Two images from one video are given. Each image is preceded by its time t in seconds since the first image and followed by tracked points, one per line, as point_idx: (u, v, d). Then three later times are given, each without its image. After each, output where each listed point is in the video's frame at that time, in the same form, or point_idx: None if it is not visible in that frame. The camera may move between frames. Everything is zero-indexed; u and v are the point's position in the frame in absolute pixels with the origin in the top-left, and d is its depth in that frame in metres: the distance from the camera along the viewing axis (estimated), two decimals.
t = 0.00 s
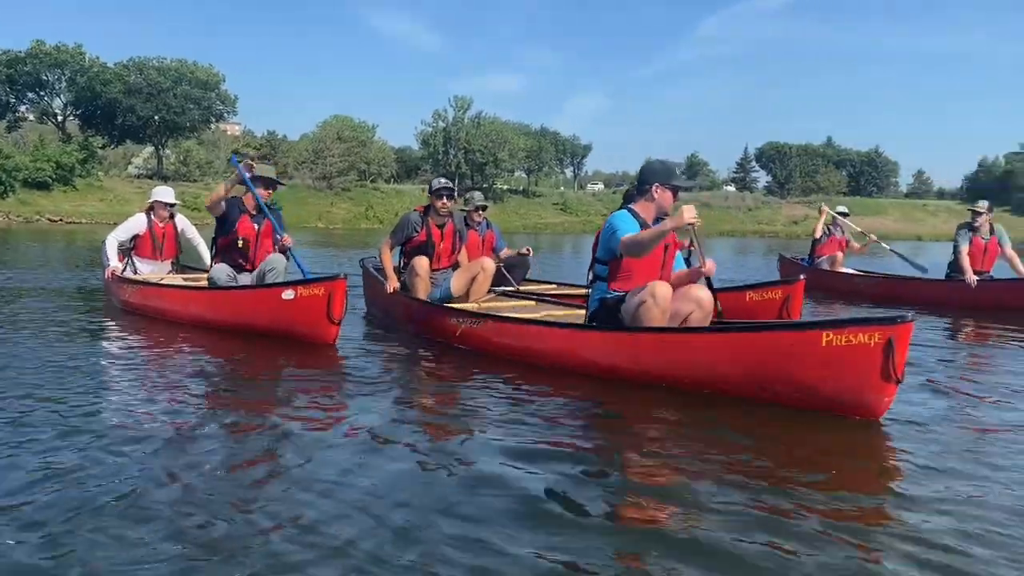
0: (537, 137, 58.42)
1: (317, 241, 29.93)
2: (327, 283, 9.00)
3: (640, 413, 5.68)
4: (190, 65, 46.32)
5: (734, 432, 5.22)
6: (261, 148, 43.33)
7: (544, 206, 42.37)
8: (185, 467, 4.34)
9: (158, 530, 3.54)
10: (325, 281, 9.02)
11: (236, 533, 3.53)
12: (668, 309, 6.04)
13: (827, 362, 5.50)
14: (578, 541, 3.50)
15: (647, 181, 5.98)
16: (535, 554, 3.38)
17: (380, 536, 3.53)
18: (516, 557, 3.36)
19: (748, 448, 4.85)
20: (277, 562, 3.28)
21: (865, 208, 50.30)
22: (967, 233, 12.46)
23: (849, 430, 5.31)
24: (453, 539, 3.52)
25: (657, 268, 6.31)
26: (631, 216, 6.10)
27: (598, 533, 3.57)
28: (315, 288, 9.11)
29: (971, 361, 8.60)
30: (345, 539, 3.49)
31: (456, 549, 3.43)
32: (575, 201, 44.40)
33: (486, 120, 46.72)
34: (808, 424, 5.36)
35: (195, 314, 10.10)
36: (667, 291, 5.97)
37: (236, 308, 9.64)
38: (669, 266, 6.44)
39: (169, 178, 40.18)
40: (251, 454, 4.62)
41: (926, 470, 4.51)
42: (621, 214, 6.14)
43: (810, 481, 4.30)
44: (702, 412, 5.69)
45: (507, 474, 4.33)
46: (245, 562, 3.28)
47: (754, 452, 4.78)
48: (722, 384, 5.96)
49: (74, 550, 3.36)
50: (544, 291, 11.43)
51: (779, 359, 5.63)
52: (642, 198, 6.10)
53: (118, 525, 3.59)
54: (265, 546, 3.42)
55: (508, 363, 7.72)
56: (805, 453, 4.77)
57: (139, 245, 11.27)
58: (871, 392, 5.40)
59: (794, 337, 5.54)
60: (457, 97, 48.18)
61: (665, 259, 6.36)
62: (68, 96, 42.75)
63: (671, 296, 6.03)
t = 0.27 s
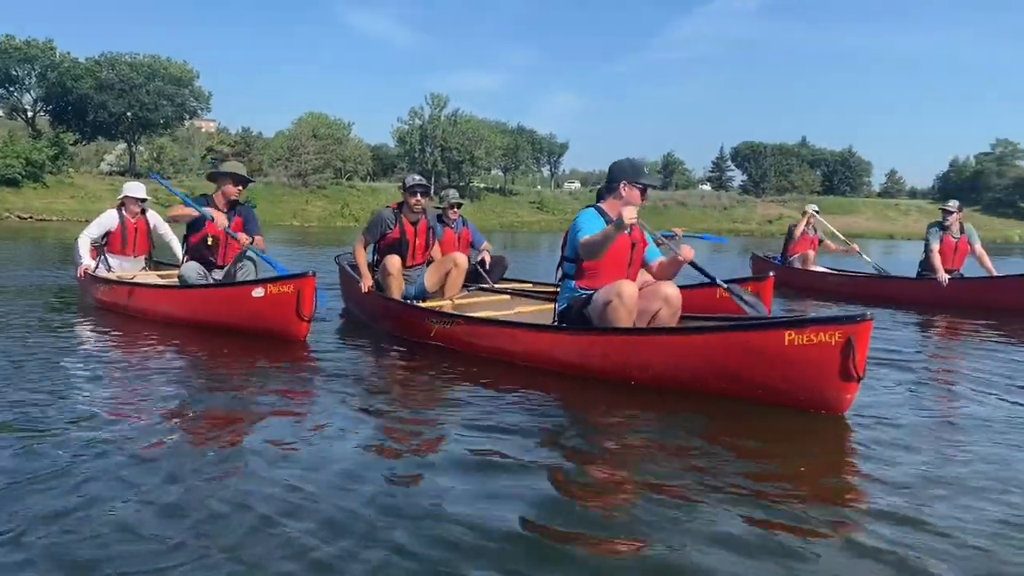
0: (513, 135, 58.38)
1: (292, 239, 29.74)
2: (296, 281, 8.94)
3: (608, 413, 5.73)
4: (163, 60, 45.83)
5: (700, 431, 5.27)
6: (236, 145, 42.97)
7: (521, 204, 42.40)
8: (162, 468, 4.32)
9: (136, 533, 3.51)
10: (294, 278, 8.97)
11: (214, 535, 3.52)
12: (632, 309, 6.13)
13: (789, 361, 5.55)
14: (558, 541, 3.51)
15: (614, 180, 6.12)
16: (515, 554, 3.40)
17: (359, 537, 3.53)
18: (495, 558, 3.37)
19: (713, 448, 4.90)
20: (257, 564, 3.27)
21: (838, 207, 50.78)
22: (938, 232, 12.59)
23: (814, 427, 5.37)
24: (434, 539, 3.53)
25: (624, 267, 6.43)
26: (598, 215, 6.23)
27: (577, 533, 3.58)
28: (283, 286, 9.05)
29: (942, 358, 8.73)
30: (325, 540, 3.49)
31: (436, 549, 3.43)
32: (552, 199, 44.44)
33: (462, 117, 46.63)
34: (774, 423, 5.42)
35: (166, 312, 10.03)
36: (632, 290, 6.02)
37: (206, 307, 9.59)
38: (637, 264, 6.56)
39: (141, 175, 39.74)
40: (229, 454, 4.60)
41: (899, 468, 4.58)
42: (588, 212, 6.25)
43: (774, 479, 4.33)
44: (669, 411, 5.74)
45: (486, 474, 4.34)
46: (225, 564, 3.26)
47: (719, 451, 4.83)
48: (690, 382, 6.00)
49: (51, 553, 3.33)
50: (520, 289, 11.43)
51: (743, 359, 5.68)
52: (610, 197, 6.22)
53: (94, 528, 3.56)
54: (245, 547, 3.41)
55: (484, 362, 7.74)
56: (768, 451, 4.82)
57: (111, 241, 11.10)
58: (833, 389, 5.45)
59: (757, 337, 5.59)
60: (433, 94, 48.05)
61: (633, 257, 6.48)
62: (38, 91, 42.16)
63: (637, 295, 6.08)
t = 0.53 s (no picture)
0: (497, 135, 58.42)
1: (274, 238, 29.63)
2: (274, 278, 8.98)
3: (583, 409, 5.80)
4: (143, 58, 45.53)
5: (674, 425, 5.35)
6: (217, 143, 42.76)
7: (504, 203, 42.45)
8: (147, 464, 4.33)
9: (123, 527, 3.54)
10: (273, 276, 8.99)
11: (201, 529, 3.54)
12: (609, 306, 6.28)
13: (760, 356, 5.62)
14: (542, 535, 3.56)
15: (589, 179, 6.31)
16: (500, 548, 3.44)
17: (346, 532, 3.57)
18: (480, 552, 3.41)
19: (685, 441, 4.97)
20: (244, 559, 3.30)
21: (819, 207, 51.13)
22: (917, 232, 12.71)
23: (785, 421, 5.44)
24: (419, 534, 3.57)
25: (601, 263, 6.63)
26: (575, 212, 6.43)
27: (560, 527, 3.64)
28: (262, 283, 9.08)
29: (919, 355, 8.85)
30: (311, 535, 3.52)
31: (422, 544, 3.47)
32: (535, 199, 44.50)
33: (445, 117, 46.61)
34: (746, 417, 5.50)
35: (146, 310, 10.02)
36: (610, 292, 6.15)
37: (185, 304, 9.61)
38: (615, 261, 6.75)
39: (122, 173, 39.45)
40: (214, 450, 4.62)
41: (877, 463, 4.66)
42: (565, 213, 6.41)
43: (745, 473, 4.41)
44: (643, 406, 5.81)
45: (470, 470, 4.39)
46: (211, 559, 3.29)
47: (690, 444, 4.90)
48: (665, 378, 6.08)
49: (36, 548, 3.35)
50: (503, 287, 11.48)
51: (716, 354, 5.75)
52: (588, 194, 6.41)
53: (81, 523, 3.58)
54: (232, 542, 3.43)
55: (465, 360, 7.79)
56: (739, 445, 4.90)
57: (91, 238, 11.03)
58: (803, 384, 5.52)
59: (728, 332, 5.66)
60: (416, 93, 48.01)
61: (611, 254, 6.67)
62: (16, 88, 41.75)
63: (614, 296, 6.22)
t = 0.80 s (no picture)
0: (486, 135, 58.42)
1: (262, 238, 29.54)
2: (259, 278, 8.99)
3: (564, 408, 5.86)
4: (129, 56, 45.31)
5: (652, 423, 5.41)
6: (205, 143, 42.60)
7: (493, 203, 42.46)
8: (128, 463, 4.32)
9: (105, 527, 3.53)
10: (257, 275, 9.01)
11: (182, 530, 3.53)
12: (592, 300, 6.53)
13: (736, 356, 5.66)
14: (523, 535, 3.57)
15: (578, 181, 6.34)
16: (482, 549, 3.45)
17: (328, 532, 3.56)
18: (461, 552, 3.42)
19: (662, 440, 5.04)
20: (225, 559, 3.30)
21: (807, 207, 51.34)
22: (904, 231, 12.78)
23: (761, 420, 5.49)
24: (401, 534, 3.57)
25: (587, 265, 6.74)
26: (564, 213, 6.50)
27: (542, 527, 3.65)
28: (246, 282, 9.08)
29: (903, 355, 8.91)
30: (293, 536, 3.52)
31: (404, 544, 3.48)
32: (524, 199, 44.53)
33: (434, 116, 46.57)
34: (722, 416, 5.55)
35: (130, 308, 10.01)
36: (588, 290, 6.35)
37: (170, 303, 9.59)
38: (601, 263, 6.84)
39: (108, 173, 39.24)
40: (197, 450, 4.61)
41: (858, 464, 4.69)
42: (554, 214, 6.46)
43: (719, 472, 4.45)
44: (622, 405, 5.88)
45: (453, 471, 4.40)
46: (191, 560, 3.28)
47: (668, 444, 4.96)
48: (644, 376, 6.13)
49: (24, 547, 3.35)
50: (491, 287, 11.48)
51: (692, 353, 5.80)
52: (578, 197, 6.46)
53: (61, 523, 3.57)
54: (213, 542, 3.43)
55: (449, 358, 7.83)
56: (714, 445, 4.95)
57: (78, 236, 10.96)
58: (778, 383, 5.57)
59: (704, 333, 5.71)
60: (404, 93, 47.95)
61: (596, 257, 6.76)
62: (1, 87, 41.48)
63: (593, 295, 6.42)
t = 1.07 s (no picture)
0: (479, 135, 58.44)
1: (254, 237, 29.50)
2: (246, 277, 9.02)
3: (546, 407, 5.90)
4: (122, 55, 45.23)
5: (631, 422, 5.46)
6: (197, 142, 42.54)
7: (486, 203, 42.47)
8: (114, 464, 4.33)
9: (93, 527, 3.54)
10: (245, 274, 9.04)
11: (166, 529, 3.55)
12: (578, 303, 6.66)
13: (716, 358, 5.71)
14: (506, 534, 3.59)
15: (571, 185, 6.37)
16: (465, 548, 3.46)
17: (312, 531, 3.58)
18: (444, 552, 3.43)
19: (642, 439, 5.08)
20: (208, 558, 3.31)
21: (799, 207, 51.47)
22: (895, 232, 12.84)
23: (739, 423, 5.53)
24: (385, 533, 3.59)
25: (578, 268, 6.77)
26: (556, 217, 6.52)
27: (524, 526, 3.67)
28: (233, 281, 9.11)
29: (891, 356, 8.95)
30: (278, 535, 3.53)
31: (388, 544, 3.49)
32: (517, 199, 44.55)
33: (427, 116, 46.56)
34: (702, 417, 5.59)
35: (117, 306, 10.02)
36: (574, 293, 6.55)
37: (157, 301, 9.60)
38: (593, 267, 6.87)
39: (100, 172, 39.16)
40: (184, 450, 4.62)
41: (842, 463, 4.72)
42: (546, 218, 6.49)
43: (697, 473, 4.49)
44: (602, 405, 5.92)
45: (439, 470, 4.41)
46: (174, 559, 3.30)
47: (646, 443, 5.00)
48: (627, 377, 6.18)
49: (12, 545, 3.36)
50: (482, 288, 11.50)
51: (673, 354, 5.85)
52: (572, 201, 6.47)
53: (45, 522, 3.58)
54: (196, 541, 3.44)
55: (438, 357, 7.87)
56: (691, 445, 4.99)
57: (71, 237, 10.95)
58: (757, 385, 5.61)
59: (686, 334, 5.76)
60: (397, 93, 47.96)
61: (588, 261, 6.79)
62: None
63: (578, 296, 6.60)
